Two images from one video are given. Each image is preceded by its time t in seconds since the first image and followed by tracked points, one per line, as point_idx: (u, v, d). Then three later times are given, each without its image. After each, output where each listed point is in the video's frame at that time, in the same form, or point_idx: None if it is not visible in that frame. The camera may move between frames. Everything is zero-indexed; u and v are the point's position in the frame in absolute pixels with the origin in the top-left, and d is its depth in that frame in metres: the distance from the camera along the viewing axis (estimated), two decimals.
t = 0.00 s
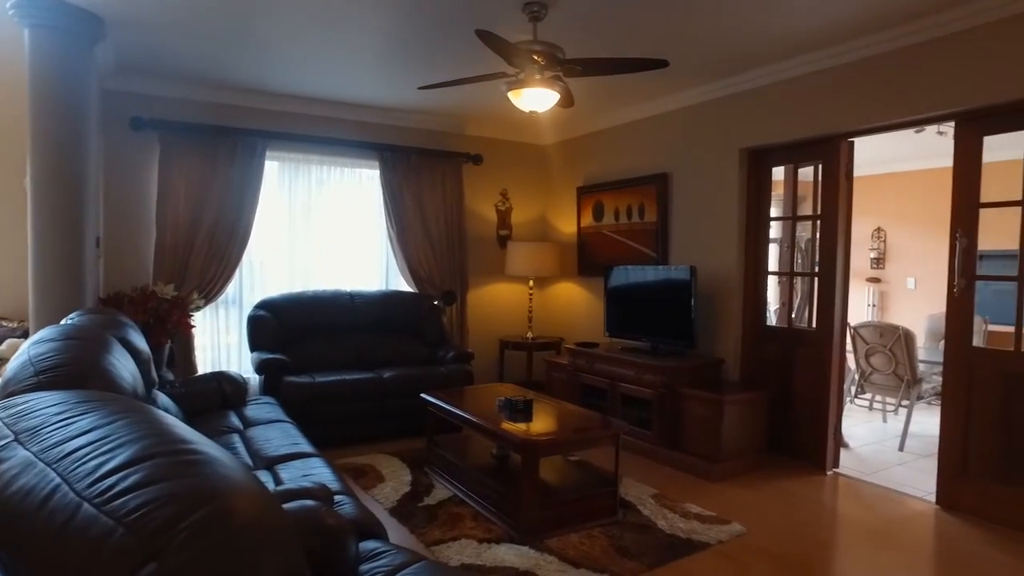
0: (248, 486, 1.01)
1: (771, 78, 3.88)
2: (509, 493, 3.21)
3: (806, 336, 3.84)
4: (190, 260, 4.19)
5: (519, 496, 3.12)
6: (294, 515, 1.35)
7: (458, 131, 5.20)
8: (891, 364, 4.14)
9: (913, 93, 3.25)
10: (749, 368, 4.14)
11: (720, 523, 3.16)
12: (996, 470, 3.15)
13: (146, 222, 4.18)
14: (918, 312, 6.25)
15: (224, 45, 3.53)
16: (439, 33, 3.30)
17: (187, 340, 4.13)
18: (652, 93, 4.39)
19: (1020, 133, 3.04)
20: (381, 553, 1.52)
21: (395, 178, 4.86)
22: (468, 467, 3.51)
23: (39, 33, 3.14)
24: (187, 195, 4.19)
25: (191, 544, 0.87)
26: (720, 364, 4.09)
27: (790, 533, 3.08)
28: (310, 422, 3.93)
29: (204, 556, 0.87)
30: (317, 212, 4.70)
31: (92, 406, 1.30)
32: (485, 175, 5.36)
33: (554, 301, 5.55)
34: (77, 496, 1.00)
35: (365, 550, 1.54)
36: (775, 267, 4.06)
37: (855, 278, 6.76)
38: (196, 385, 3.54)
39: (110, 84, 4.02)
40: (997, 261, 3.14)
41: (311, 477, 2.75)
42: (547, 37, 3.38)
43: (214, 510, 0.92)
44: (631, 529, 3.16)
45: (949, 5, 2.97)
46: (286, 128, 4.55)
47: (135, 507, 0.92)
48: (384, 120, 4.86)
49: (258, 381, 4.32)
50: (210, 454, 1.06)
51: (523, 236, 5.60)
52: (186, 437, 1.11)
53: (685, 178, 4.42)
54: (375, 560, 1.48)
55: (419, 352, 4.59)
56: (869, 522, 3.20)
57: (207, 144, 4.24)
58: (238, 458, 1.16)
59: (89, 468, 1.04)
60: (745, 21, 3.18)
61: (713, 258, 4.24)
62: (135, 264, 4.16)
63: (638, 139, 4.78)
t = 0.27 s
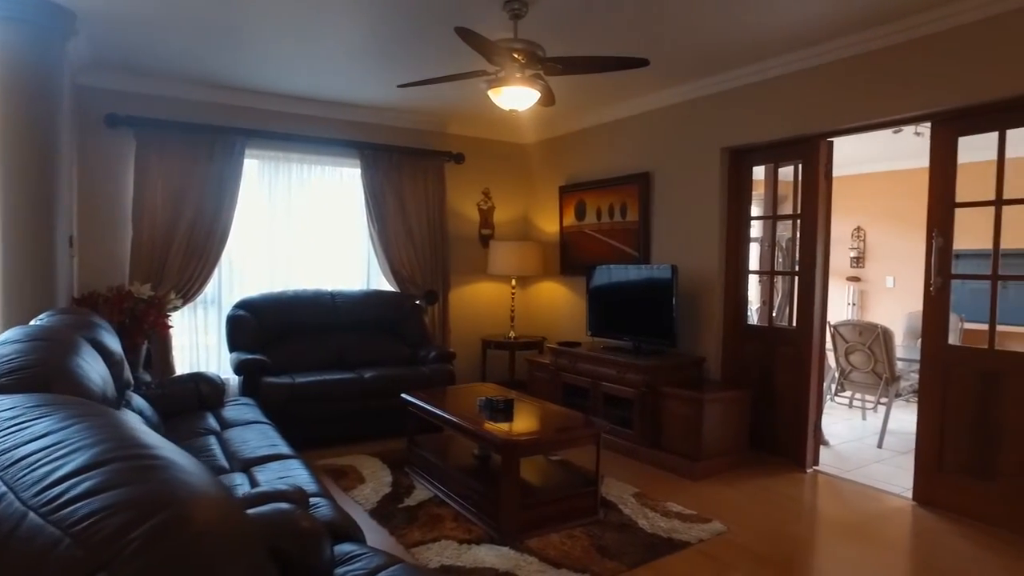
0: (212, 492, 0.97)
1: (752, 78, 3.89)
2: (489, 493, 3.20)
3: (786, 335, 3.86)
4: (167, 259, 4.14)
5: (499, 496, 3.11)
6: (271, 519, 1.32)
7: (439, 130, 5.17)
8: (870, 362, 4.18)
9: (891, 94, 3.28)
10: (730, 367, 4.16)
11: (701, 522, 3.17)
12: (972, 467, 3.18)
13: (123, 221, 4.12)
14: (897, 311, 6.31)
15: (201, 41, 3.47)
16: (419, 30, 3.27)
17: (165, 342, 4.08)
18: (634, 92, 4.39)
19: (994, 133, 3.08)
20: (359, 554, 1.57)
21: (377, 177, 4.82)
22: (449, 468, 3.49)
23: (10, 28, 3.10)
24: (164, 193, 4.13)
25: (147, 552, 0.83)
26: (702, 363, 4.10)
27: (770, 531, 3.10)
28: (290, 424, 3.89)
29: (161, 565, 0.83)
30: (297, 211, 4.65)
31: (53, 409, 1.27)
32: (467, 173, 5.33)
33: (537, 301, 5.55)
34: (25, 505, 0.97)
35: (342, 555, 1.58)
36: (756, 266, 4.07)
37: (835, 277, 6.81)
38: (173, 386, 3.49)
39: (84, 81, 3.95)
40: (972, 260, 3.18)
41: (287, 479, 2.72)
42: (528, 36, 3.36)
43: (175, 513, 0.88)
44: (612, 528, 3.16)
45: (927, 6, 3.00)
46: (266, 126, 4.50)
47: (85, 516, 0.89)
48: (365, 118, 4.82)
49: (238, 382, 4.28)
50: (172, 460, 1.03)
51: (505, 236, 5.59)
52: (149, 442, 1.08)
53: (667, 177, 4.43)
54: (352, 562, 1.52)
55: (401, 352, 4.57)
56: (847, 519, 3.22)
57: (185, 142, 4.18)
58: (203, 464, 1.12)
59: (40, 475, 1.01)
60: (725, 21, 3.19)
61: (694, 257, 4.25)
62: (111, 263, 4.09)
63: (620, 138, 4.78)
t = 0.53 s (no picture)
0: (172, 501, 0.93)
1: (733, 78, 3.90)
2: (470, 494, 3.18)
3: (766, 334, 3.87)
4: (144, 259, 4.08)
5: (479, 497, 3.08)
6: (240, 522, 1.42)
7: (420, 128, 5.14)
8: (849, 361, 4.20)
9: (870, 94, 3.29)
10: (710, 367, 4.17)
11: (681, 521, 3.17)
12: (948, 464, 3.21)
13: (98, 220, 4.05)
14: (876, 309, 6.37)
15: (178, 37, 3.41)
16: (399, 27, 3.24)
17: (141, 343, 4.02)
18: (616, 92, 4.39)
19: (970, 134, 3.10)
20: (334, 558, 1.64)
21: (357, 176, 4.78)
22: (430, 469, 3.47)
23: None
24: (140, 192, 4.07)
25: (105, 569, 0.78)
26: (683, 362, 4.10)
27: (750, 529, 3.11)
28: (269, 426, 3.85)
29: None
30: (277, 210, 4.60)
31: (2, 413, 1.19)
32: (449, 173, 5.31)
33: (519, 300, 5.54)
34: None
35: (318, 558, 1.64)
36: (736, 266, 4.08)
37: (815, 276, 6.85)
38: (148, 388, 3.43)
39: (58, 76, 3.87)
40: (949, 260, 3.20)
41: (263, 482, 2.67)
42: (508, 34, 3.34)
43: (126, 521, 0.84)
44: (593, 528, 3.15)
45: (906, 7, 3.01)
46: (244, 123, 4.44)
47: (31, 525, 0.81)
48: (345, 116, 4.78)
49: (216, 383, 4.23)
50: (136, 470, 0.97)
51: (487, 235, 5.57)
52: (108, 451, 1.02)
53: (649, 176, 4.43)
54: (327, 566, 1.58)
55: (382, 352, 4.53)
56: (827, 517, 3.24)
57: (162, 140, 4.12)
58: (166, 473, 1.08)
59: None
60: (706, 20, 3.18)
61: (676, 256, 4.25)
62: (85, 263, 4.03)
63: (602, 137, 4.77)
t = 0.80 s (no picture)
0: (132, 506, 0.91)
1: (713, 77, 3.91)
2: (450, 494, 3.16)
3: (746, 333, 3.89)
4: (120, 258, 4.02)
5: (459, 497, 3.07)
6: (216, 524, 1.40)
7: (402, 126, 5.11)
8: (828, 359, 4.23)
9: (849, 93, 3.32)
10: (691, 365, 4.18)
11: (661, 520, 3.17)
12: (925, 461, 3.23)
13: (73, 219, 4.00)
14: (855, 308, 6.42)
15: (152, 31, 3.36)
16: (377, 24, 3.21)
17: (116, 343, 3.97)
18: (598, 91, 4.39)
19: (944, 134, 3.14)
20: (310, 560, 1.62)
21: (338, 174, 4.75)
22: (410, 469, 3.45)
23: None
24: (116, 190, 4.02)
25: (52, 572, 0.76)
26: (664, 361, 4.11)
27: (729, 527, 3.12)
28: (248, 427, 3.80)
29: None
30: (257, 209, 4.56)
31: None
32: (431, 171, 5.28)
33: (501, 299, 5.53)
34: None
35: (294, 561, 1.62)
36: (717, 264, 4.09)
37: (796, 275, 6.90)
38: (123, 388, 3.38)
39: (30, 72, 3.81)
40: (925, 259, 3.23)
41: (237, 483, 2.63)
42: (488, 32, 3.32)
43: (80, 525, 0.82)
44: (573, 528, 3.14)
45: (884, 7, 3.04)
46: (223, 121, 4.39)
47: None
48: (325, 114, 4.75)
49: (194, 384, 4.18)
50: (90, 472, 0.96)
51: (469, 234, 5.55)
52: (63, 452, 1.00)
53: (630, 175, 4.43)
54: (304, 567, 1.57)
55: (363, 352, 4.50)
56: (806, 514, 3.26)
57: (138, 137, 4.06)
58: (127, 479, 1.06)
59: None
60: (686, 20, 3.19)
61: (657, 255, 4.26)
62: (59, 262, 3.96)
63: (584, 136, 4.77)
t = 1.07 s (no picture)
0: (90, 514, 0.96)
1: (693, 77, 3.92)
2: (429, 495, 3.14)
3: (726, 332, 3.91)
4: (95, 258, 3.96)
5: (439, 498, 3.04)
6: (185, 523, 1.39)
7: (383, 125, 5.08)
8: (808, 357, 4.27)
9: (828, 94, 3.34)
10: (672, 364, 4.20)
11: (641, 518, 3.18)
12: (902, 458, 3.26)
13: (46, 219, 3.92)
14: (835, 307, 6.48)
15: (126, 27, 3.30)
16: (355, 21, 3.18)
17: (91, 345, 3.91)
18: (579, 90, 4.39)
19: (919, 135, 3.17)
20: (287, 561, 1.60)
21: (318, 173, 4.71)
22: (390, 470, 3.43)
23: None
24: (90, 188, 3.96)
25: None
26: (645, 360, 4.12)
27: (709, 525, 3.13)
28: (226, 428, 3.76)
29: None
30: (235, 208, 4.51)
31: None
32: (412, 170, 5.26)
33: (482, 299, 5.52)
34: None
35: (271, 562, 1.61)
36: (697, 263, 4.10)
37: (777, 274, 6.96)
38: (98, 390, 3.34)
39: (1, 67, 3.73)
40: (901, 258, 3.26)
41: (212, 486, 2.58)
42: (468, 30, 3.31)
43: (32, 532, 0.87)
44: (553, 527, 3.12)
45: (861, 9, 3.06)
46: (201, 118, 4.34)
47: None
48: (305, 113, 4.72)
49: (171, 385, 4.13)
50: (44, 475, 0.99)
51: (451, 233, 5.54)
52: (18, 452, 1.04)
53: (611, 174, 4.44)
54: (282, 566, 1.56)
55: (343, 352, 4.48)
56: (785, 511, 3.28)
57: (114, 135, 4.01)
58: (79, 478, 1.10)
59: None
60: (664, 20, 3.19)
61: (638, 254, 4.27)
62: (33, 263, 3.89)
63: (565, 135, 4.77)
